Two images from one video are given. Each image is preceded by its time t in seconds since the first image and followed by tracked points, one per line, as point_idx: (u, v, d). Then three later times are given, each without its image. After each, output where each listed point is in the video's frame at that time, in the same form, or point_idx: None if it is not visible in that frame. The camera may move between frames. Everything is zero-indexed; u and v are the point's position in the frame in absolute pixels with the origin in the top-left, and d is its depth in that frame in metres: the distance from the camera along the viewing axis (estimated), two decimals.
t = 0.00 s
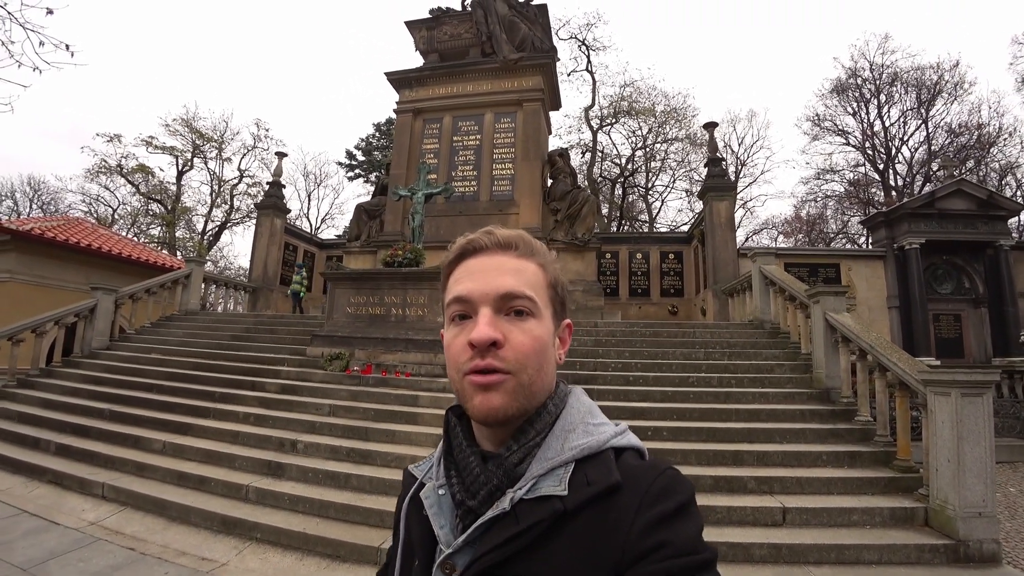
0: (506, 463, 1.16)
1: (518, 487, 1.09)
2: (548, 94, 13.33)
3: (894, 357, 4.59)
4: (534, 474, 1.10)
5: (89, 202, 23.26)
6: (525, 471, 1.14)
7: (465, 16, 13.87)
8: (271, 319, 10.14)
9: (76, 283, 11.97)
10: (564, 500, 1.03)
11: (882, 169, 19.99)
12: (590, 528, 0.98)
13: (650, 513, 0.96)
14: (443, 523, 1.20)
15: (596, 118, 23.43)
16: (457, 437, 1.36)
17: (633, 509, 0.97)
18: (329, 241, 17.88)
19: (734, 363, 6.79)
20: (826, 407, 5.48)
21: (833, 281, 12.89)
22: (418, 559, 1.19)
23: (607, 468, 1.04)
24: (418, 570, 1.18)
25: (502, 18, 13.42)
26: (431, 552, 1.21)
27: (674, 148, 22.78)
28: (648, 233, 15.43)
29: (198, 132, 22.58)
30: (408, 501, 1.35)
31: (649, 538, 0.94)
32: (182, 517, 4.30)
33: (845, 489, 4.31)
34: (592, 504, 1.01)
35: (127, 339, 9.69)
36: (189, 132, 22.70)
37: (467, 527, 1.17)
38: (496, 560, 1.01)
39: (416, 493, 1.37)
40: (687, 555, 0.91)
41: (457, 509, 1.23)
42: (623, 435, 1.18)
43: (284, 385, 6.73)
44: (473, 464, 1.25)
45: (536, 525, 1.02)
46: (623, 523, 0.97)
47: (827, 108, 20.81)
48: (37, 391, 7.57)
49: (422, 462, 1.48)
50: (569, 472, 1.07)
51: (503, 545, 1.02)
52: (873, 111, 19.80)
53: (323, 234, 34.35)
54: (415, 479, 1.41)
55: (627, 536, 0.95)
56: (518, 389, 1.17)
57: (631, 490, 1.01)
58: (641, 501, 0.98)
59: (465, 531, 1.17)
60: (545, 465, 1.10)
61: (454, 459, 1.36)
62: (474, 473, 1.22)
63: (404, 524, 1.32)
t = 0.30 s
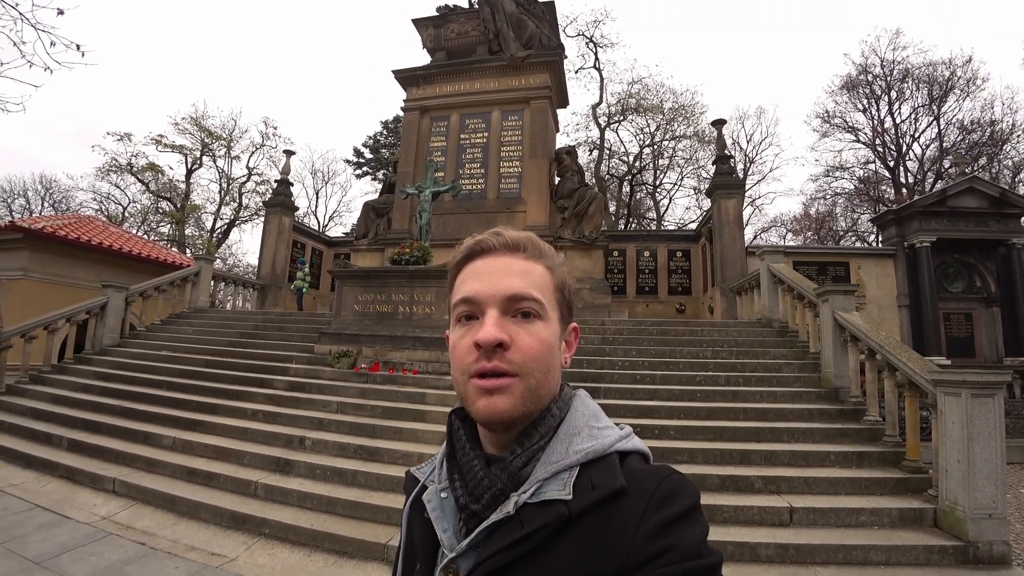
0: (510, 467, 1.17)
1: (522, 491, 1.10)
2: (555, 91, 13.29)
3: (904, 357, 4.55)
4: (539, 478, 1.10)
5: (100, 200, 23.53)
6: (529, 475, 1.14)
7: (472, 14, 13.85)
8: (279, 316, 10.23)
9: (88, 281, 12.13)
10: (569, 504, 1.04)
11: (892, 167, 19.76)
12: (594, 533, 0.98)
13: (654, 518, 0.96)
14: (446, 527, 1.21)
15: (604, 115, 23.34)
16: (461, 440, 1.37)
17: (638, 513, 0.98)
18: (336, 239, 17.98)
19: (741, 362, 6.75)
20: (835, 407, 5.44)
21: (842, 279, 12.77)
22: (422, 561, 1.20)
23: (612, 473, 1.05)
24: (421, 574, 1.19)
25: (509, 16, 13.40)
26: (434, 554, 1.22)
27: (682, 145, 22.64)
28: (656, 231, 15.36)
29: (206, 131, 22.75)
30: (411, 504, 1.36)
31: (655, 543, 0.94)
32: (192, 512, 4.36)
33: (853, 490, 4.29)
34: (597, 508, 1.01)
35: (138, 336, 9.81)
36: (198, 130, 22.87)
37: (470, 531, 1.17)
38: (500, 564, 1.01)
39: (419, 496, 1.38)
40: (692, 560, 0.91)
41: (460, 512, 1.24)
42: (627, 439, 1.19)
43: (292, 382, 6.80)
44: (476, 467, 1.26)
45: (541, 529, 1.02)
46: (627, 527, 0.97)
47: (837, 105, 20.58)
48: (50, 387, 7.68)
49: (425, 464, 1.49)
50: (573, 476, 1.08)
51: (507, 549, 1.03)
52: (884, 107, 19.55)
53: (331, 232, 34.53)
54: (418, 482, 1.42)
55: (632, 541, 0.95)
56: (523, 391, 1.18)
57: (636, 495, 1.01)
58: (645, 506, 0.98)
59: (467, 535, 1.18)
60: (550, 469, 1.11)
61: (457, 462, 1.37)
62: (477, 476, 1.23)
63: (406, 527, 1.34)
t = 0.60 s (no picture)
0: (514, 462, 1.19)
1: (526, 487, 1.12)
2: (560, 88, 13.25)
3: (909, 353, 4.53)
4: (542, 474, 1.13)
5: (109, 201, 23.78)
6: (533, 470, 1.17)
7: (476, 12, 13.83)
8: (287, 315, 10.32)
9: (98, 282, 12.29)
10: (573, 500, 1.06)
11: (900, 161, 19.55)
12: (599, 527, 1.01)
13: (659, 514, 0.98)
14: (451, 523, 1.23)
15: (609, 111, 23.24)
16: (466, 436, 1.40)
17: (643, 509, 1.00)
18: (343, 237, 18.08)
19: (747, 359, 6.74)
20: (841, 403, 5.42)
21: (850, 275, 12.67)
22: (427, 558, 1.23)
23: (616, 468, 1.07)
24: (427, 570, 1.22)
25: (513, 13, 13.38)
26: (439, 550, 1.25)
27: (687, 141, 22.52)
28: (662, 228, 15.31)
29: (213, 131, 22.90)
30: (416, 500, 1.39)
31: (661, 537, 0.97)
32: (203, 509, 4.43)
33: (859, 486, 4.28)
34: (600, 504, 1.04)
35: (148, 335, 9.94)
36: (205, 130, 23.03)
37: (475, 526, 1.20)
38: (505, 559, 1.04)
39: (424, 492, 1.41)
40: (696, 554, 0.94)
41: (464, 507, 1.27)
42: (631, 434, 1.21)
43: (301, 380, 6.87)
44: (481, 463, 1.29)
45: (544, 526, 1.05)
46: (632, 522, 0.99)
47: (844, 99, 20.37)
48: (62, 386, 7.81)
49: (429, 460, 1.52)
50: (577, 472, 1.11)
51: (512, 545, 1.05)
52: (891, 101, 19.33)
53: (338, 230, 34.71)
54: (422, 477, 1.45)
55: (636, 537, 0.98)
56: (526, 384, 1.20)
57: (641, 490, 1.04)
58: (649, 502, 1.00)
59: (472, 532, 1.21)
60: (553, 465, 1.13)
61: (461, 457, 1.40)
62: (481, 472, 1.26)
63: (411, 524, 1.36)
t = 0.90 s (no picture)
0: (525, 461, 1.25)
1: (536, 486, 1.18)
2: (563, 87, 13.26)
3: (907, 350, 4.56)
4: (552, 473, 1.19)
5: (116, 202, 24.03)
6: (543, 468, 1.23)
7: (479, 11, 13.85)
8: (293, 314, 10.43)
9: (108, 282, 12.46)
10: (582, 498, 1.12)
11: (904, 157, 19.43)
12: (608, 525, 1.07)
13: (668, 515, 1.02)
14: (461, 519, 1.30)
15: (612, 109, 23.20)
16: (477, 434, 1.46)
17: (653, 509, 1.04)
18: (348, 236, 18.20)
19: (748, 355, 6.78)
20: (840, 399, 5.46)
21: (852, 272, 12.65)
22: (436, 552, 1.29)
23: (626, 468, 1.12)
24: (436, 563, 1.29)
25: (516, 13, 13.40)
26: (449, 545, 1.32)
27: (691, 138, 22.46)
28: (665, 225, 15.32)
29: (218, 131, 23.06)
30: (426, 496, 1.45)
31: (671, 539, 1.00)
32: (216, 503, 4.54)
33: (856, 480, 4.32)
34: (610, 504, 1.09)
35: (157, 335, 10.09)
36: (210, 131, 23.18)
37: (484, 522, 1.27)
38: (516, 557, 1.09)
39: (434, 488, 1.47)
40: (707, 555, 0.97)
41: (474, 504, 1.33)
42: (640, 434, 1.27)
43: (309, 378, 6.98)
44: (491, 461, 1.35)
45: (554, 525, 1.09)
46: (641, 522, 1.04)
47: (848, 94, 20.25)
48: (74, 386, 7.96)
49: (440, 456, 1.58)
50: (587, 471, 1.16)
51: (522, 542, 1.11)
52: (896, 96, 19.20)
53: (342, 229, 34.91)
54: (433, 473, 1.52)
55: (646, 537, 1.02)
56: (530, 381, 1.25)
57: (651, 489, 1.08)
58: (659, 502, 1.04)
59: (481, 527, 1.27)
60: (563, 464, 1.19)
61: (472, 454, 1.46)
62: (492, 470, 1.32)
63: (421, 520, 1.42)
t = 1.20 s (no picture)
0: (539, 457, 1.24)
1: (550, 482, 1.16)
2: (560, 84, 13.27)
3: (899, 341, 4.62)
4: (567, 470, 1.16)
5: (116, 203, 24.08)
6: (557, 465, 1.21)
7: (476, 9, 13.84)
8: (296, 313, 10.50)
9: (111, 284, 12.53)
10: (597, 496, 1.09)
11: (902, 149, 19.41)
12: (623, 524, 1.04)
13: (683, 515, 1.01)
14: (474, 513, 1.29)
15: (610, 105, 23.17)
16: (492, 428, 1.45)
17: (669, 509, 1.02)
18: (348, 235, 18.24)
19: (745, 348, 6.84)
20: (835, 390, 5.52)
21: (850, 265, 12.70)
22: (449, 544, 1.30)
23: (642, 467, 1.10)
24: (449, 556, 1.29)
25: (512, 10, 13.39)
26: (462, 539, 1.31)
27: (689, 133, 22.44)
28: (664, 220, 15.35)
29: (217, 132, 23.07)
30: (440, 488, 1.45)
31: (685, 539, 0.99)
32: (225, 499, 4.61)
33: (850, 468, 4.38)
34: (626, 503, 1.07)
35: (162, 336, 10.16)
36: (209, 132, 23.20)
37: (497, 517, 1.26)
38: (529, 553, 1.07)
39: (448, 481, 1.47)
40: (722, 556, 0.96)
41: (486, 498, 1.32)
42: (657, 433, 1.25)
43: (313, 376, 7.05)
44: (505, 456, 1.34)
45: (568, 522, 1.07)
46: (657, 521, 1.02)
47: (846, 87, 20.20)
48: (81, 386, 8.04)
49: (453, 450, 1.58)
50: (603, 469, 1.14)
51: (536, 538, 1.09)
52: (894, 89, 19.15)
53: (342, 228, 34.98)
54: (447, 467, 1.52)
55: (660, 536, 1.01)
56: (536, 382, 1.23)
57: (668, 488, 1.06)
58: (675, 502, 1.03)
59: (494, 522, 1.26)
60: (578, 461, 1.17)
61: (486, 448, 1.45)
62: (506, 465, 1.30)
63: (434, 513, 1.43)
